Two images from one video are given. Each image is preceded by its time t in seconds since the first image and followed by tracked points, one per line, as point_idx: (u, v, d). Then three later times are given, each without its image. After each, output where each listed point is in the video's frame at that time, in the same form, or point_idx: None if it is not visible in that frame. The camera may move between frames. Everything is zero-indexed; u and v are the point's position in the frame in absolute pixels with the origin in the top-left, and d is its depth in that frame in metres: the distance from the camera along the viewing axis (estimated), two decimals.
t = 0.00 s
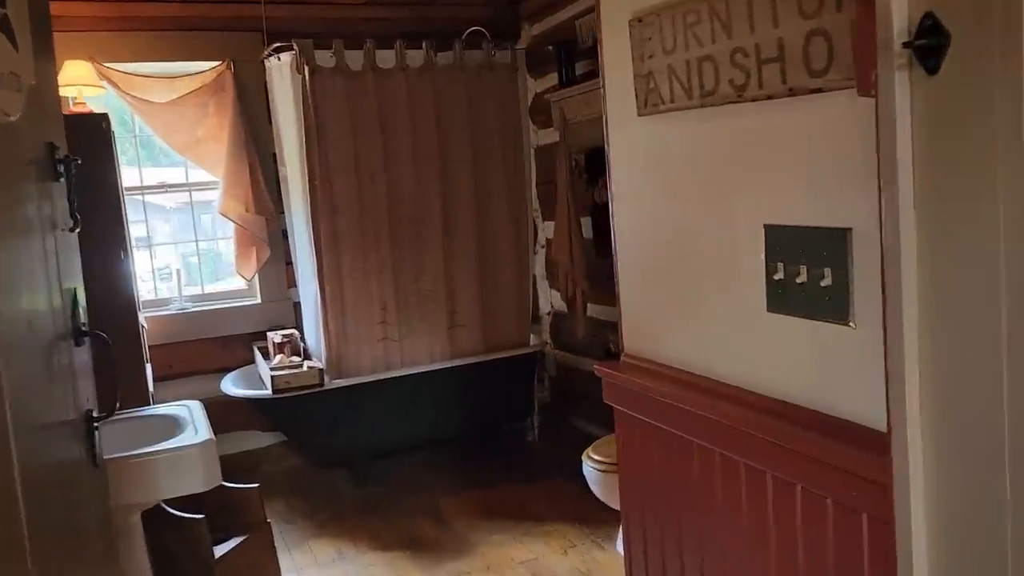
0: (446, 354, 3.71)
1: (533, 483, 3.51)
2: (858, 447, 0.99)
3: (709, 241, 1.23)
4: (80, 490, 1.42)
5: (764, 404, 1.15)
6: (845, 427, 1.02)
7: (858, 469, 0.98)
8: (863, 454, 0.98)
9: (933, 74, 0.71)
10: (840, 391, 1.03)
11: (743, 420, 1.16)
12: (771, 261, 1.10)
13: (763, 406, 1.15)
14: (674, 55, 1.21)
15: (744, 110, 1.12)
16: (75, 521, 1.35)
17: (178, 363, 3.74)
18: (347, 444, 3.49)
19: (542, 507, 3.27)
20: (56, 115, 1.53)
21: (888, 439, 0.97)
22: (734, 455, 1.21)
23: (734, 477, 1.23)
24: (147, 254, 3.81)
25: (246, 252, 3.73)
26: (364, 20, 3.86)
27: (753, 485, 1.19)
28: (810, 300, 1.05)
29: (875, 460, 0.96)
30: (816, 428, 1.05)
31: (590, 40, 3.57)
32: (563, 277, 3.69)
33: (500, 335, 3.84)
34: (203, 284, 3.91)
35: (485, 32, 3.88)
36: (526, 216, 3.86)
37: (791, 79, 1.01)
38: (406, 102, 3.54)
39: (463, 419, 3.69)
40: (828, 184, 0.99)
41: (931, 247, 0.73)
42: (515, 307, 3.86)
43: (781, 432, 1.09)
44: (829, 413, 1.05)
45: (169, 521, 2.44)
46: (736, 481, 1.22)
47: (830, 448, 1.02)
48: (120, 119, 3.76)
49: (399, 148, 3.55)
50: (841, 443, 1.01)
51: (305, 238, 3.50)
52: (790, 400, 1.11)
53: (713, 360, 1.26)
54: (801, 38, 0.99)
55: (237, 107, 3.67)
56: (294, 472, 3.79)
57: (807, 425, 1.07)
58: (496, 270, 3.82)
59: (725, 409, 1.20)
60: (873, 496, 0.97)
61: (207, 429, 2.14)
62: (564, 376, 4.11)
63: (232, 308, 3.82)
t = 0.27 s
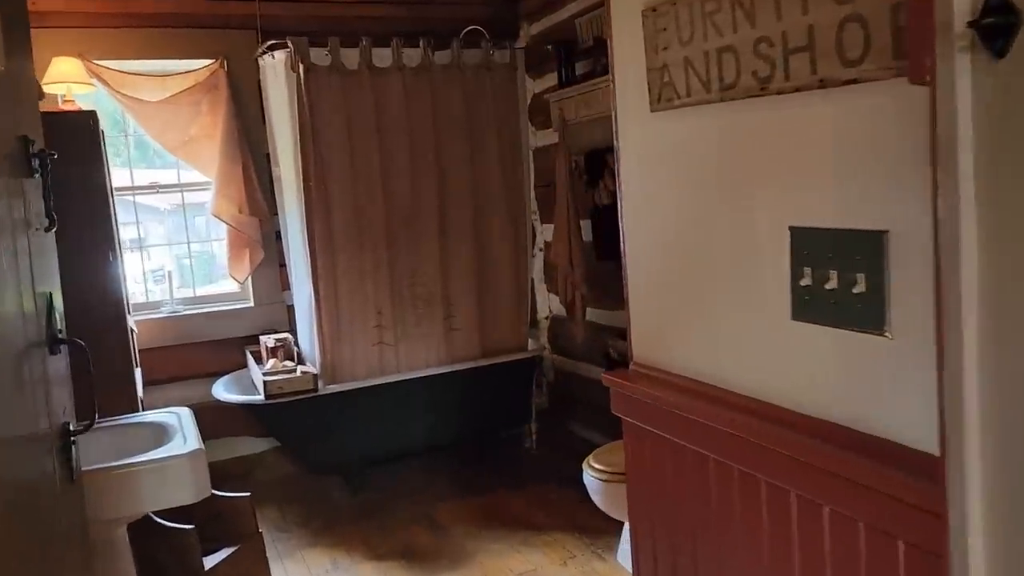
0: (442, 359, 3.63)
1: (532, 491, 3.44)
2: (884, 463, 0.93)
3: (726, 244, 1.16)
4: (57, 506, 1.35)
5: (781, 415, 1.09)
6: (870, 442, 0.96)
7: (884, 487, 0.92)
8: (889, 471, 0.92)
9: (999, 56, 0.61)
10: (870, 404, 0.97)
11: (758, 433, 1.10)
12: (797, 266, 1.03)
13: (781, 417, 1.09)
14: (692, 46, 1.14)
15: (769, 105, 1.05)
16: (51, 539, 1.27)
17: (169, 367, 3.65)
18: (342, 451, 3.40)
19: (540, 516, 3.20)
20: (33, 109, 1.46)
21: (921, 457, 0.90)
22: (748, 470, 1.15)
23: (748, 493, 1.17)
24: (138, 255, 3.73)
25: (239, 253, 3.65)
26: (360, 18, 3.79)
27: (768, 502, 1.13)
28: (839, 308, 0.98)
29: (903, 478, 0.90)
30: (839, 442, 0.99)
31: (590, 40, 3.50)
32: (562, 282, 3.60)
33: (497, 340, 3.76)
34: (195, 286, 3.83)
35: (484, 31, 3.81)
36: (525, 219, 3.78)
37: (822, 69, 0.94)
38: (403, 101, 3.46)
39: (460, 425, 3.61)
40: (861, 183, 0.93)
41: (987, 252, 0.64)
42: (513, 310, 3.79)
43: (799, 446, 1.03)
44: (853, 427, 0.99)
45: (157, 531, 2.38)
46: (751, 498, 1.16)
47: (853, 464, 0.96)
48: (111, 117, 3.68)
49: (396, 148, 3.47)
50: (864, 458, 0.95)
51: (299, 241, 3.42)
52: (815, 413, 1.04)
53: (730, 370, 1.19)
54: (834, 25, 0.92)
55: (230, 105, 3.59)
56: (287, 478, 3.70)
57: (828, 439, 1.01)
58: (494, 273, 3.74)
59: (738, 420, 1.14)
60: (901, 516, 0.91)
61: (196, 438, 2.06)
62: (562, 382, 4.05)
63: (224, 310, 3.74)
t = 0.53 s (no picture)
0: (441, 365, 3.56)
1: (531, 500, 3.36)
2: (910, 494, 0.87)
3: (745, 258, 1.09)
4: (26, 532, 1.26)
5: (799, 440, 1.03)
6: (896, 470, 0.90)
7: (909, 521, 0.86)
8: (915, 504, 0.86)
9: None
10: (905, 431, 0.89)
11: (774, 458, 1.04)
12: (825, 283, 0.96)
13: (798, 442, 1.03)
14: (709, 45, 1.07)
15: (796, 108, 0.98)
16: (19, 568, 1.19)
17: (161, 371, 3.57)
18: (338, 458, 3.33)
19: (540, 526, 3.12)
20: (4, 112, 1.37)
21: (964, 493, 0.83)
22: (762, 496, 1.09)
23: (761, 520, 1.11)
24: (132, 256, 3.65)
25: (234, 256, 3.57)
26: (358, 16, 3.71)
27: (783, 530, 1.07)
28: (871, 329, 0.91)
29: (931, 512, 0.84)
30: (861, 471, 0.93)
31: (595, 40, 3.37)
32: (564, 286, 3.53)
33: (497, 345, 3.69)
34: (189, 289, 3.75)
35: (484, 30, 3.74)
36: (526, 222, 3.70)
37: (858, 69, 0.87)
38: (402, 102, 3.38)
39: (459, 432, 3.54)
40: (898, 195, 0.86)
41: None
42: (514, 315, 3.71)
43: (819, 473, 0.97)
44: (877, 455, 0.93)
45: (146, 544, 2.30)
46: (762, 526, 1.10)
47: (875, 495, 0.90)
48: (104, 117, 3.59)
49: (394, 150, 3.40)
50: (887, 487, 0.89)
51: (295, 244, 3.35)
52: (842, 439, 0.97)
53: (750, 390, 1.12)
54: (870, 22, 0.85)
55: (226, 105, 3.51)
56: (281, 485, 3.63)
57: (851, 466, 0.95)
58: (494, 277, 3.66)
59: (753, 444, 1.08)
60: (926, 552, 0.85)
61: (185, 451, 1.99)
62: (562, 387, 3.98)
63: (218, 314, 3.65)
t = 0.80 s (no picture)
0: (439, 367, 3.49)
1: (530, 506, 3.30)
2: (924, 509, 0.83)
3: (764, 262, 1.03)
4: None
5: (798, 447, 1.00)
6: (913, 484, 0.86)
7: (911, 531, 0.83)
8: (919, 513, 0.83)
9: None
10: (941, 448, 0.84)
11: (771, 465, 1.01)
12: (853, 288, 0.91)
13: (797, 449, 1.00)
14: (728, 34, 1.01)
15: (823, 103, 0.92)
16: None
17: (154, 372, 3.50)
18: (333, 462, 3.26)
19: (539, 533, 3.06)
20: None
21: (998, 513, 0.78)
22: (761, 505, 1.06)
23: (760, 530, 1.07)
24: (125, 254, 3.58)
25: (229, 255, 3.51)
26: (358, 13, 3.64)
27: (783, 541, 1.03)
28: (904, 338, 0.85)
29: (945, 527, 0.80)
30: (862, 479, 0.90)
31: (597, 38, 3.34)
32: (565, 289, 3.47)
33: (497, 348, 3.62)
34: (183, 289, 3.68)
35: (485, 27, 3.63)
36: (527, 223, 3.64)
37: (890, 59, 0.82)
38: (401, 100, 3.32)
39: (457, 436, 3.48)
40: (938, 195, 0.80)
41: None
42: (513, 318, 3.65)
43: (817, 481, 0.94)
44: (882, 464, 0.90)
45: (135, 550, 2.24)
46: (762, 536, 1.07)
47: (876, 504, 0.87)
48: (98, 113, 3.52)
49: (394, 148, 3.33)
50: (888, 496, 0.86)
51: (292, 244, 3.29)
52: (870, 455, 0.92)
53: (769, 400, 1.06)
54: (906, 8, 0.79)
55: (222, 101, 3.45)
56: (276, 489, 3.56)
57: (852, 474, 0.92)
58: (493, 279, 3.60)
59: (749, 451, 1.05)
60: (930, 564, 0.82)
61: (174, 456, 1.92)
62: (562, 391, 3.92)
63: (212, 314, 3.59)
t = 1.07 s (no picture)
0: (438, 369, 3.45)
1: (529, 511, 3.25)
2: (935, 516, 0.81)
3: (783, 262, 1.00)
4: None
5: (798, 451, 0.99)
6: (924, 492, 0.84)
7: (907, 533, 0.82)
8: (926, 520, 0.81)
9: None
10: (972, 456, 0.80)
11: (768, 468, 1.00)
12: (878, 290, 0.88)
13: (796, 453, 0.99)
14: (746, 26, 0.98)
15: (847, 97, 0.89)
16: None
17: (148, 372, 3.45)
18: (330, 464, 3.22)
19: (538, 539, 3.01)
20: None
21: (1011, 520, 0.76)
22: (756, 508, 1.05)
23: (755, 533, 1.06)
24: (120, 253, 3.53)
25: (226, 254, 3.46)
26: (358, 10, 3.60)
27: (779, 545, 1.02)
28: (932, 342, 0.82)
29: (955, 534, 0.78)
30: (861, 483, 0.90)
31: (600, 38, 3.31)
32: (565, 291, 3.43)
33: (496, 351, 3.58)
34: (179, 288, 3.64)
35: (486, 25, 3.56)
36: (529, 226, 3.60)
37: (921, 50, 0.79)
38: (402, 98, 3.28)
39: (455, 440, 3.43)
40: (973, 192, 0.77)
41: None
42: (513, 320, 3.60)
43: (816, 485, 0.93)
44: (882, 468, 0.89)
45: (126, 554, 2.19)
46: (758, 540, 1.06)
47: (872, 506, 0.86)
48: (94, 109, 3.48)
49: (394, 148, 3.29)
50: (886, 499, 0.86)
51: (290, 244, 3.24)
52: (897, 465, 0.88)
53: (786, 405, 1.02)
54: None
55: (220, 98, 3.40)
56: (271, 492, 3.51)
57: (850, 478, 0.91)
58: (493, 282, 3.56)
59: (746, 454, 1.04)
60: (930, 570, 0.81)
61: (166, 459, 1.88)
62: (562, 395, 3.88)
63: (207, 314, 3.54)
